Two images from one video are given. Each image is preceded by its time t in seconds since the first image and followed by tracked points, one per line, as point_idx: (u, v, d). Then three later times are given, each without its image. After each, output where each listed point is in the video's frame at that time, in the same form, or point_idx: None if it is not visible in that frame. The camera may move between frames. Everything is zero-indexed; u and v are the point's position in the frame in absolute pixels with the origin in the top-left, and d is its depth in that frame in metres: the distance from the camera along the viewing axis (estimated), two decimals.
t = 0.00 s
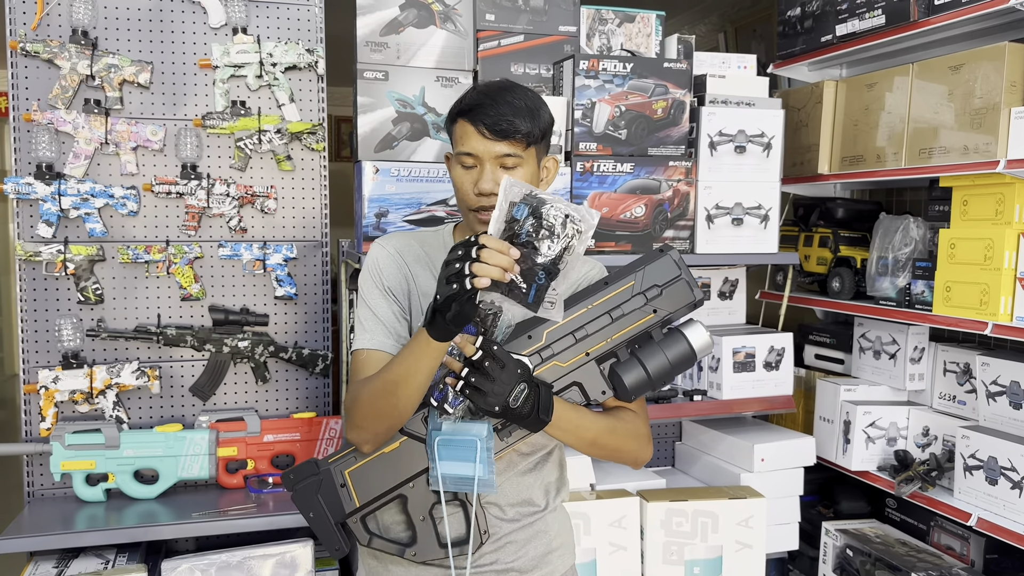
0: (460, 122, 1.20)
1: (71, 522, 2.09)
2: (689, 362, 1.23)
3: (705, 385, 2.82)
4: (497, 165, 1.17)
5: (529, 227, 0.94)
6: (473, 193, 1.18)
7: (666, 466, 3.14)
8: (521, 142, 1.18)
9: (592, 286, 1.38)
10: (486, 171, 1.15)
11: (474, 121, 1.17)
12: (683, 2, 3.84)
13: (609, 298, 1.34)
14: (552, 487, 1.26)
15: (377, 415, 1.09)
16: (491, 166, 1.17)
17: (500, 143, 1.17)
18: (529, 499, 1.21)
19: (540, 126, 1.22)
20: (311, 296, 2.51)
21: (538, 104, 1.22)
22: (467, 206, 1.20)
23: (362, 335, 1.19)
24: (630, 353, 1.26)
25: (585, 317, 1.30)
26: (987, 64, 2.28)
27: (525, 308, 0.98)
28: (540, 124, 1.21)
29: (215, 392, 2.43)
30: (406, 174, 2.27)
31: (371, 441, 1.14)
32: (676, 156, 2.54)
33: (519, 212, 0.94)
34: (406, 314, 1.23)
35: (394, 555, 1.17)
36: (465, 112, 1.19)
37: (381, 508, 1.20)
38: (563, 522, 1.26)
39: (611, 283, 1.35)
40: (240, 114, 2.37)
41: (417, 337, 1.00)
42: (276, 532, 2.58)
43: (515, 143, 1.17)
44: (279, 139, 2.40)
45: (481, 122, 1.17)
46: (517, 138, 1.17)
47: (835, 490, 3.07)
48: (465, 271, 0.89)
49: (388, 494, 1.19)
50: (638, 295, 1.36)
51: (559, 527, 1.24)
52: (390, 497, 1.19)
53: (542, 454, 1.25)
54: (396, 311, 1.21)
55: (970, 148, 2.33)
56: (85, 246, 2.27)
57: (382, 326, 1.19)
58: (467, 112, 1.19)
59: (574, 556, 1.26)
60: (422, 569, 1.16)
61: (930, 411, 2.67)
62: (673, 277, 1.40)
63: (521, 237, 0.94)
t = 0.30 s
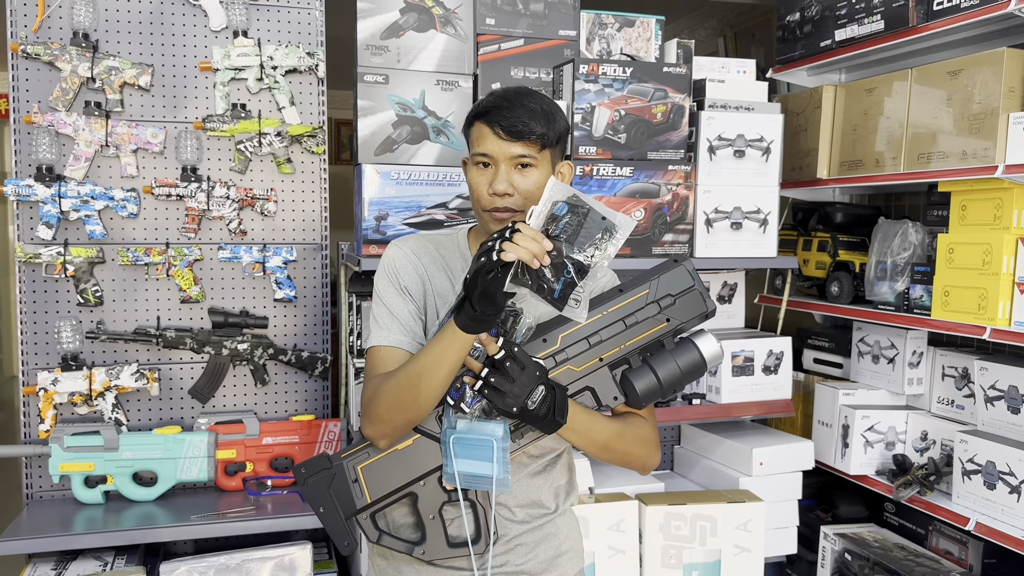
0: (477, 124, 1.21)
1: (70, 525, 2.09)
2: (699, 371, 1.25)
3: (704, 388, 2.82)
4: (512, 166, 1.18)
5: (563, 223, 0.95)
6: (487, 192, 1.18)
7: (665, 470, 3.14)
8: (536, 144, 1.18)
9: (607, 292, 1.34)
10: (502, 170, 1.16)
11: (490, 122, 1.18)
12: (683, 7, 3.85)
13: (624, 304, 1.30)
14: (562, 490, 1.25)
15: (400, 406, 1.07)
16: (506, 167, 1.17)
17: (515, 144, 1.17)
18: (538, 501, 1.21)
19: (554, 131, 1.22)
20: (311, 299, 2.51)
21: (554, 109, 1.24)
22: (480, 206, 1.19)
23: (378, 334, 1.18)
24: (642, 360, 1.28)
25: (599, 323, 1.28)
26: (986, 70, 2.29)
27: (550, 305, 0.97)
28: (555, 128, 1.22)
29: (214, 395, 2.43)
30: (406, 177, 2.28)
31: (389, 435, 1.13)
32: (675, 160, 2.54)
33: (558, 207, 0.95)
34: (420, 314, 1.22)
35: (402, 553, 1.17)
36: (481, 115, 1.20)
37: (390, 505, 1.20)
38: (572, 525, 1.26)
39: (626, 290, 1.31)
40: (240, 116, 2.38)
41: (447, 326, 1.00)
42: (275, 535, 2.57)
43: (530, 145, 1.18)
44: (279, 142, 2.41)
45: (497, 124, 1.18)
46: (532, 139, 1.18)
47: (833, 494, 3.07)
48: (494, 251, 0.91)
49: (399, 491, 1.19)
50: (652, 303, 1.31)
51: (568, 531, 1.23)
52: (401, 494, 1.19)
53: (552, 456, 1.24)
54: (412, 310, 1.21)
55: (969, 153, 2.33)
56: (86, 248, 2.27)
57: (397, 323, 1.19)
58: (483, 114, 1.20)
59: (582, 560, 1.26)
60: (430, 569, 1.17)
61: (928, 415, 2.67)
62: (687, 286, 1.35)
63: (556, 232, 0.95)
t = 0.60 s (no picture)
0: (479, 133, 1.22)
1: (67, 530, 2.09)
2: (701, 374, 1.27)
3: (702, 394, 2.83)
4: (511, 178, 1.19)
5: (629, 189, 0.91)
6: (488, 205, 1.20)
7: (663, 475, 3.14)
8: (535, 156, 1.19)
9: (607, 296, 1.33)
10: (500, 184, 1.17)
11: (489, 134, 1.19)
12: (681, 13, 3.87)
13: (625, 308, 1.29)
14: (566, 494, 1.25)
15: (413, 350, 1.02)
16: (505, 180, 1.19)
17: (514, 157, 1.18)
18: (541, 503, 1.21)
19: (555, 142, 1.22)
20: (310, 304, 2.52)
21: (556, 119, 1.23)
22: (483, 217, 1.22)
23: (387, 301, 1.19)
24: (643, 362, 1.28)
25: (600, 327, 1.27)
26: (982, 76, 2.30)
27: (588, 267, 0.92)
28: (555, 139, 1.22)
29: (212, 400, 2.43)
30: (405, 182, 2.28)
31: (393, 383, 1.08)
32: (673, 166, 2.55)
33: (626, 175, 0.91)
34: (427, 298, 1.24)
35: (405, 555, 1.17)
36: (482, 126, 1.21)
37: (394, 508, 1.19)
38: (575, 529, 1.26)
39: (627, 294, 1.30)
40: (240, 122, 2.38)
41: (488, 275, 0.97)
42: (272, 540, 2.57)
43: (528, 158, 1.18)
44: (278, 148, 2.41)
45: (496, 136, 1.18)
46: (532, 153, 1.18)
47: (831, 500, 3.07)
48: (550, 186, 0.90)
49: (400, 493, 1.17)
50: (653, 307, 1.30)
51: (573, 535, 1.23)
52: (402, 497, 1.17)
53: (556, 459, 1.24)
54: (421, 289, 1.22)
55: (966, 159, 2.34)
56: (84, 253, 2.27)
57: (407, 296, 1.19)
58: (483, 125, 1.20)
59: (585, 564, 1.26)
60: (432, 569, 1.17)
61: (926, 421, 2.67)
62: (689, 290, 1.35)
63: (614, 197, 0.91)
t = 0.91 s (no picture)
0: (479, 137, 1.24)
1: (62, 538, 2.08)
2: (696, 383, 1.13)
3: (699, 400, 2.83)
4: (512, 179, 1.20)
5: (745, 341, 0.80)
6: (489, 206, 1.21)
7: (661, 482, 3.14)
8: (536, 158, 1.21)
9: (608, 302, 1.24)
10: (503, 184, 1.18)
11: (491, 136, 1.21)
12: (678, 21, 3.88)
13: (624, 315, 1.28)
14: (563, 499, 1.26)
15: (459, 337, 0.94)
16: (506, 181, 1.20)
17: (515, 157, 1.20)
18: (538, 509, 1.21)
19: (555, 145, 1.25)
20: (306, 311, 2.52)
21: (556, 123, 1.26)
22: (483, 218, 1.22)
23: (398, 268, 1.19)
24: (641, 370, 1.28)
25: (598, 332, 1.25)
26: (977, 84, 2.31)
27: (647, 391, 0.78)
28: (555, 142, 1.25)
29: (208, 407, 2.42)
30: (402, 190, 2.28)
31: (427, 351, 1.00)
32: (669, 173, 2.56)
33: (750, 332, 0.81)
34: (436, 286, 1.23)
35: (400, 559, 1.16)
36: (482, 130, 1.23)
37: (389, 511, 1.19)
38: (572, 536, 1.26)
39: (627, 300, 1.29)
40: (236, 129, 2.39)
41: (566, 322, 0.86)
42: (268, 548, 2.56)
43: (529, 159, 1.21)
44: (275, 155, 2.41)
45: (498, 138, 1.20)
46: (532, 153, 1.20)
47: (828, 507, 3.07)
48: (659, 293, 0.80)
49: (397, 497, 1.18)
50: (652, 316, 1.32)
51: (569, 540, 1.23)
52: (398, 501, 1.18)
53: (553, 464, 1.25)
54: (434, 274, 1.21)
55: (961, 166, 2.35)
56: (80, 260, 2.27)
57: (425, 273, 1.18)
58: (485, 128, 1.22)
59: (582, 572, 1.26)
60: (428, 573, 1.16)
61: (922, 428, 2.67)
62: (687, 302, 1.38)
63: (720, 349, 0.80)
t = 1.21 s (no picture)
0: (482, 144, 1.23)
1: (57, 546, 2.07)
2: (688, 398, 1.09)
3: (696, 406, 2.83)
4: (516, 188, 1.21)
5: (774, 369, 0.88)
6: (492, 214, 1.21)
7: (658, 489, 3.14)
8: (539, 166, 1.21)
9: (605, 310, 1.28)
10: (506, 192, 1.18)
11: (495, 143, 1.20)
12: (673, 28, 3.90)
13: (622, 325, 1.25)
14: (563, 506, 1.24)
15: (479, 352, 0.94)
16: (509, 189, 1.20)
17: (519, 166, 1.20)
18: (538, 516, 1.21)
19: (558, 153, 1.25)
20: (302, 318, 2.51)
21: (558, 131, 1.26)
22: (485, 225, 1.23)
23: (399, 277, 1.19)
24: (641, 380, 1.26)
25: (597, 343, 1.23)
26: (970, 91, 2.32)
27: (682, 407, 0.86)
28: (558, 151, 1.25)
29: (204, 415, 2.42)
30: (399, 197, 2.29)
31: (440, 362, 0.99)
32: (665, 180, 2.56)
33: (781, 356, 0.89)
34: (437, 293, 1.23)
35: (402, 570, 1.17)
36: (485, 137, 1.22)
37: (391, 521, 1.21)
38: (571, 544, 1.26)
39: (625, 309, 1.26)
40: (233, 137, 2.39)
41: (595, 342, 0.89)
42: (264, 556, 2.55)
43: (533, 167, 1.20)
44: (271, 162, 2.42)
45: (502, 145, 1.20)
46: (536, 162, 1.20)
47: (825, 513, 3.07)
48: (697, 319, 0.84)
49: (399, 507, 1.19)
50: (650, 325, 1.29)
51: (569, 548, 1.21)
52: (400, 510, 1.19)
53: (552, 472, 1.23)
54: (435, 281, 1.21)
55: (955, 172, 2.36)
56: (76, 268, 2.27)
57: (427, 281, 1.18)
58: (488, 135, 1.22)
59: None
60: None
61: (918, 433, 2.68)
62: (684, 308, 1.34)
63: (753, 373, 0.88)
